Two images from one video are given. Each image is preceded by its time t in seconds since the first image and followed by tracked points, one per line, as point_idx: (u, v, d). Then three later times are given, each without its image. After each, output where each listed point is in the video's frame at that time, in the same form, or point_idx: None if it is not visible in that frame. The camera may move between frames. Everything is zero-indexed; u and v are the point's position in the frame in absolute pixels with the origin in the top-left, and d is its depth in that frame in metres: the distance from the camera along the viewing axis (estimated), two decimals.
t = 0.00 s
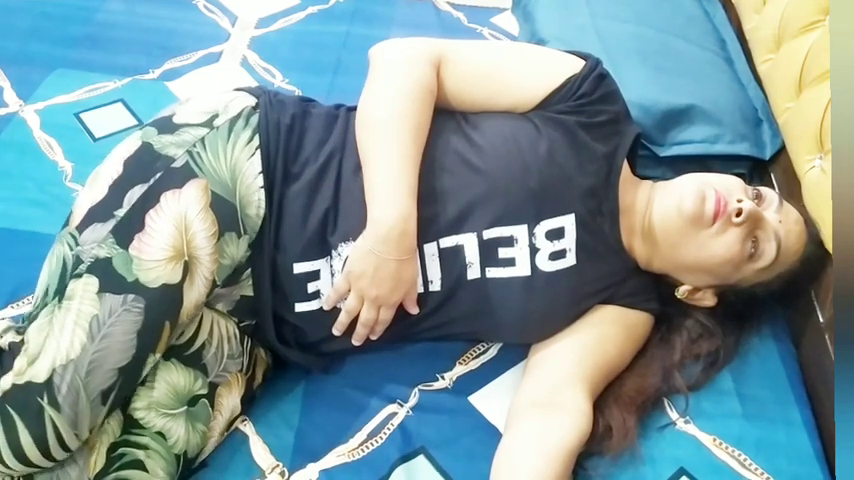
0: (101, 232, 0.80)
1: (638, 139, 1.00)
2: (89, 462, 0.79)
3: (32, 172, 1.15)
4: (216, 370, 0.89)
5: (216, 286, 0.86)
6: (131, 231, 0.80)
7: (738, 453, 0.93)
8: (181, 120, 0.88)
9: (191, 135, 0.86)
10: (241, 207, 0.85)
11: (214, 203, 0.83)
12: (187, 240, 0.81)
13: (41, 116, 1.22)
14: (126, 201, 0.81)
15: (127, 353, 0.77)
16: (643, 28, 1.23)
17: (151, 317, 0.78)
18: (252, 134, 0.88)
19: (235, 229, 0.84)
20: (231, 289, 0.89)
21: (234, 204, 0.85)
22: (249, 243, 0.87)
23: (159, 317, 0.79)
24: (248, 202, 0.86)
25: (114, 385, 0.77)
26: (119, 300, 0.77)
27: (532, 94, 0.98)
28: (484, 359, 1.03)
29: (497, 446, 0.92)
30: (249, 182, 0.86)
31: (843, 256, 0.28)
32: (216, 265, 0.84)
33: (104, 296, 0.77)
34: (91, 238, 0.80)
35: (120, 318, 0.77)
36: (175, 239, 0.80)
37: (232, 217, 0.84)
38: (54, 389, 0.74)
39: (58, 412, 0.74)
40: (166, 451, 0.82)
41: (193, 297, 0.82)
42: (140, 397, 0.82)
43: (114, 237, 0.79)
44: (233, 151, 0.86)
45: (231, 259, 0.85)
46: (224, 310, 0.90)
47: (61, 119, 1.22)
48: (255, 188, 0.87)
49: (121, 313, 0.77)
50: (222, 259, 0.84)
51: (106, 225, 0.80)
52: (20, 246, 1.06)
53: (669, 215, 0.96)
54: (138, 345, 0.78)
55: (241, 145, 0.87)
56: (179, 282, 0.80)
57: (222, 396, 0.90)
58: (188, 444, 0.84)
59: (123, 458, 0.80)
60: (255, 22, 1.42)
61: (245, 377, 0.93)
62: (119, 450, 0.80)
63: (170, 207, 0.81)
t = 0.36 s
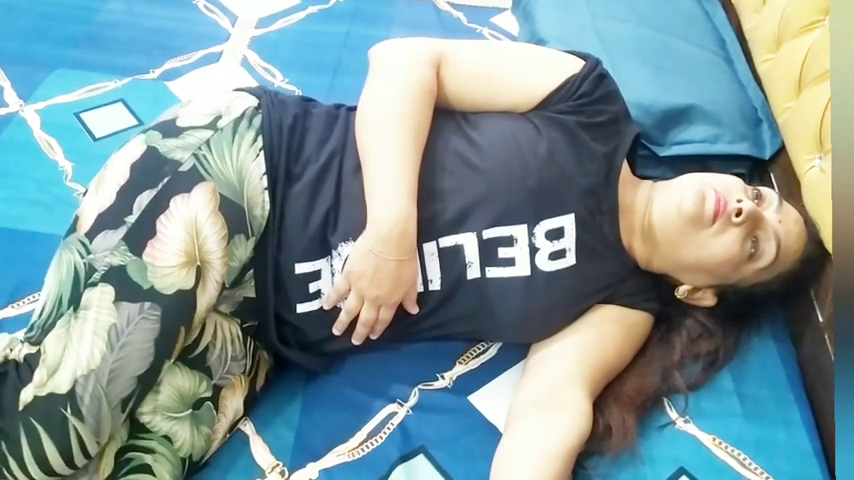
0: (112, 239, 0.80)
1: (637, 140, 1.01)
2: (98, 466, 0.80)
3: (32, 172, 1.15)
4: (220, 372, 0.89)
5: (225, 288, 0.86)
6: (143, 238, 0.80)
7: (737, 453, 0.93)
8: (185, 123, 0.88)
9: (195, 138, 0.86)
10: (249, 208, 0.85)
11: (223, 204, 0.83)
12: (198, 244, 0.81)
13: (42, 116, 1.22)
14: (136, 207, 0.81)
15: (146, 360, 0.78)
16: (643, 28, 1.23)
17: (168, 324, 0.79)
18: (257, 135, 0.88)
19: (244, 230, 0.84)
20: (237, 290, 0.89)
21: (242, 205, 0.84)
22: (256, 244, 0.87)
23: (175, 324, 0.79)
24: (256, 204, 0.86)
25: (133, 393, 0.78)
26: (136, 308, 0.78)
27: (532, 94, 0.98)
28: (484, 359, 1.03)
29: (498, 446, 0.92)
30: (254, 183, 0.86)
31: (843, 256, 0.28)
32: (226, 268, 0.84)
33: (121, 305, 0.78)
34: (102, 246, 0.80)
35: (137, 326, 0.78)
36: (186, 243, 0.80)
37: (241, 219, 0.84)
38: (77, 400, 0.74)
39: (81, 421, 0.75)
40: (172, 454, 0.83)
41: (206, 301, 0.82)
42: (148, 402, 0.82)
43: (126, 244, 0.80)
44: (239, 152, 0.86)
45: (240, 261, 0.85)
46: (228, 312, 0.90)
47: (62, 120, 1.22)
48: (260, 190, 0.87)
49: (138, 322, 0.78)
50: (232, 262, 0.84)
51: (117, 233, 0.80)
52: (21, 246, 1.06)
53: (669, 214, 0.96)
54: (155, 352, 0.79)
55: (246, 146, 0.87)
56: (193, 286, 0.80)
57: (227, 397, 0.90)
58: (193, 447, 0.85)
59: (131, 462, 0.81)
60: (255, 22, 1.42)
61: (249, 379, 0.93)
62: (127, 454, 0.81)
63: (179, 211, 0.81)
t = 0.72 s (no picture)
0: (118, 241, 0.80)
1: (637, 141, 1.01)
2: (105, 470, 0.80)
3: (33, 172, 1.15)
4: (221, 374, 0.89)
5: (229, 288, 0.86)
6: (149, 240, 0.80)
7: (738, 452, 0.94)
8: (187, 123, 0.88)
9: (198, 138, 0.86)
10: (253, 208, 0.85)
11: (228, 203, 0.83)
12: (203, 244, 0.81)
13: (43, 116, 1.22)
14: (141, 209, 0.82)
15: (155, 362, 0.78)
16: (643, 28, 1.23)
17: (176, 326, 0.79)
18: (259, 135, 0.88)
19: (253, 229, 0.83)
20: (242, 290, 0.89)
21: (247, 205, 0.85)
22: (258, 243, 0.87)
23: (183, 325, 0.80)
24: (259, 204, 0.86)
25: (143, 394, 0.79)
26: (144, 311, 0.78)
27: (532, 93, 0.99)
28: (485, 359, 1.03)
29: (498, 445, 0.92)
30: (258, 183, 0.87)
31: (843, 254, 0.28)
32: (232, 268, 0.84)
33: (129, 307, 0.78)
34: (109, 249, 0.80)
35: (146, 329, 0.78)
36: (192, 245, 0.80)
37: (245, 219, 0.84)
38: (90, 403, 0.75)
39: (95, 424, 0.75)
40: (175, 456, 0.83)
41: (212, 302, 0.82)
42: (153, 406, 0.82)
43: (133, 247, 0.80)
44: (242, 152, 0.86)
45: (244, 261, 0.85)
46: (230, 312, 0.90)
47: (63, 119, 1.22)
48: (263, 190, 0.87)
49: (147, 324, 0.78)
50: (237, 262, 0.84)
51: (123, 235, 0.81)
52: (22, 246, 1.06)
53: (669, 214, 0.96)
54: (164, 354, 0.79)
55: (249, 146, 0.87)
56: (199, 288, 0.81)
57: (229, 398, 0.91)
58: (196, 449, 0.85)
59: (135, 465, 0.82)
60: (255, 22, 1.42)
61: (251, 379, 0.94)
62: (131, 457, 0.82)
63: (185, 213, 0.81)
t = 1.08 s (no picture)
0: (142, 250, 0.79)
1: (638, 142, 1.01)
2: None
3: (34, 172, 1.15)
4: (234, 378, 0.90)
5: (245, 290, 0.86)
6: (173, 249, 0.79)
7: (739, 452, 0.94)
8: (197, 126, 0.87)
9: (211, 142, 0.85)
10: (268, 210, 0.86)
11: (245, 207, 0.83)
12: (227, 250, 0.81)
13: (44, 116, 1.22)
14: (162, 216, 0.81)
15: (189, 369, 0.79)
16: (643, 28, 1.23)
17: (207, 334, 0.80)
18: (269, 137, 0.88)
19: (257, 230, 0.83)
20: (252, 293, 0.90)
21: (262, 208, 0.85)
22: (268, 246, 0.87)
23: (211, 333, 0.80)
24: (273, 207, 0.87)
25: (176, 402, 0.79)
26: (176, 320, 0.78)
27: (532, 94, 0.99)
28: (486, 358, 1.03)
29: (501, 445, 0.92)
30: (270, 184, 0.87)
31: (843, 254, 0.28)
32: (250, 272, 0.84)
33: (162, 317, 0.78)
34: (133, 258, 0.79)
35: (179, 338, 0.78)
36: (217, 251, 0.80)
37: (261, 221, 0.84)
38: (132, 415, 0.75)
39: (137, 435, 0.76)
40: (188, 463, 0.85)
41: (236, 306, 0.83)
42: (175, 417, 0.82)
43: (159, 255, 0.79)
44: (254, 155, 0.86)
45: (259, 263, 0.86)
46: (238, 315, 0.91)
47: (64, 119, 1.22)
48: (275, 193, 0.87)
49: (180, 334, 0.78)
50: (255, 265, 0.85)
51: (147, 244, 0.80)
52: (24, 245, 1.06)
53: (670, 214, 0.96)
54: (196, 362, 0.80)
55: (260, 149, 0.87)
56: (224, 294, 0.81)
57: (241, 404, 0.91)
58: (209, 455, 0.87)
59: (151, 473, 0.83)
60: (256, 22, 1.42)
61: (261, 382, 0.94)
62: (148, 465, 0.83)
63: (206, 219, 0.80)
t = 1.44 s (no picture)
0: (136, 248, 0.80)
1: (637, 144, 1.01)
2: None
3: (35, 172, 1.15)
4: (232, 376, 0.90)
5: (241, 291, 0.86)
6: (166, 247, 0.79)
7: (739, 452, 0.94)
8: (197, 125, 0.87)
9: (209, 141, 0.86)
10: (264, 211, 0.85)
11: (242, 207, 0.83)
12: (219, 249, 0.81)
13: (45, 115, 1.23)
14: (157, 215, 0.81)
15: (179, 366, 0.78)
16: (644, 28, 1.23)
17: (197, 333, 0.79)
18: (268, 138, 0.88)
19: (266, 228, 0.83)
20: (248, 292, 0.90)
21: (258, 208, 0.85)
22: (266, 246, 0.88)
23: (203, 332, 0.80)
24: (269, 207, 0.86)
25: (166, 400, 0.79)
26: (166, 318, 0.78)
27: (533, 98, 0.98)
28: (486, 358, 1.04)
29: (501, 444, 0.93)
30: (268, 185, 0.87)
31: (842, 253, 0.28)
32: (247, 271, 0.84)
33: (152, 315, 0.78)
34: (126, 256, 0.80)
35: (169, 336, 0.78)
36: (209, 250, 0.80)
37: (257, 222, 0.84)
38: (119, 412, 0.75)
39: (124, 432, 0.75)
40: (187, 461, 0.85)
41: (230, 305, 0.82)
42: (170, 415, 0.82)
43: (151, 254, 0.79)
44: (252, 156, 0.86)
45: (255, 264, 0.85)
46: (236, 312, 0.90)
47: (65, 119, 1.22)
48: (273, 192, 0.87)
49: (170, 332, 0.78)
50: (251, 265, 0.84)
51: (139, 241, 0.80)
52: (25, 245, 1.06)
53: (670, 214, 0.97)
54: (187, 359, 0.79)
55: (259, 149, 0.87)
56: (217, 293, 0.80)
57: (240, 402, 0.92)
58: (208, 453, 0.87)
59: (147, 471, 0.83)
60: (256, 22, 1.42)
61: (260, 381, 0.95)
62: (144, 463, 0.83)
63: (200, 218, 0.81)
